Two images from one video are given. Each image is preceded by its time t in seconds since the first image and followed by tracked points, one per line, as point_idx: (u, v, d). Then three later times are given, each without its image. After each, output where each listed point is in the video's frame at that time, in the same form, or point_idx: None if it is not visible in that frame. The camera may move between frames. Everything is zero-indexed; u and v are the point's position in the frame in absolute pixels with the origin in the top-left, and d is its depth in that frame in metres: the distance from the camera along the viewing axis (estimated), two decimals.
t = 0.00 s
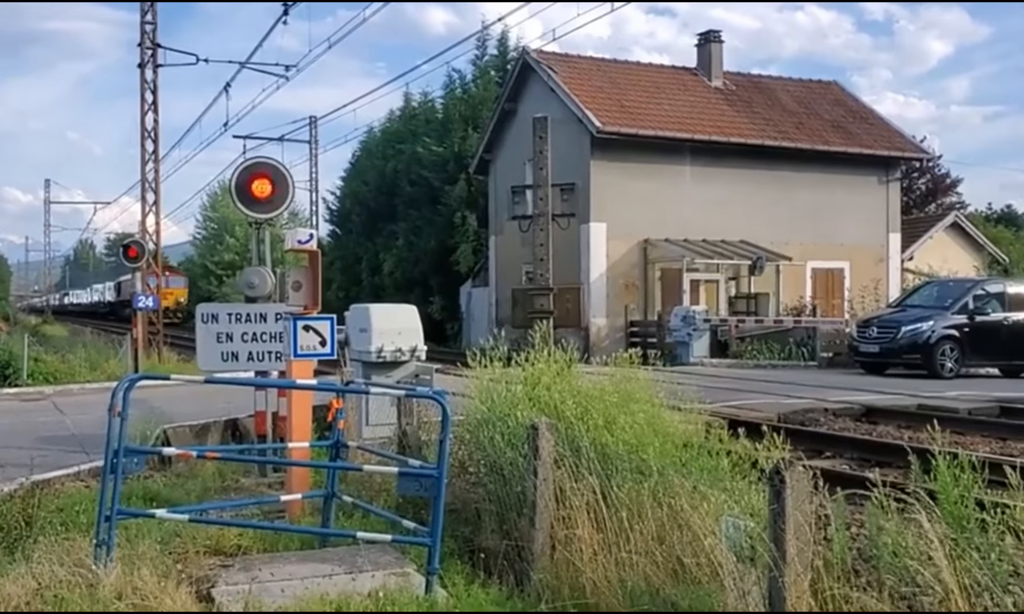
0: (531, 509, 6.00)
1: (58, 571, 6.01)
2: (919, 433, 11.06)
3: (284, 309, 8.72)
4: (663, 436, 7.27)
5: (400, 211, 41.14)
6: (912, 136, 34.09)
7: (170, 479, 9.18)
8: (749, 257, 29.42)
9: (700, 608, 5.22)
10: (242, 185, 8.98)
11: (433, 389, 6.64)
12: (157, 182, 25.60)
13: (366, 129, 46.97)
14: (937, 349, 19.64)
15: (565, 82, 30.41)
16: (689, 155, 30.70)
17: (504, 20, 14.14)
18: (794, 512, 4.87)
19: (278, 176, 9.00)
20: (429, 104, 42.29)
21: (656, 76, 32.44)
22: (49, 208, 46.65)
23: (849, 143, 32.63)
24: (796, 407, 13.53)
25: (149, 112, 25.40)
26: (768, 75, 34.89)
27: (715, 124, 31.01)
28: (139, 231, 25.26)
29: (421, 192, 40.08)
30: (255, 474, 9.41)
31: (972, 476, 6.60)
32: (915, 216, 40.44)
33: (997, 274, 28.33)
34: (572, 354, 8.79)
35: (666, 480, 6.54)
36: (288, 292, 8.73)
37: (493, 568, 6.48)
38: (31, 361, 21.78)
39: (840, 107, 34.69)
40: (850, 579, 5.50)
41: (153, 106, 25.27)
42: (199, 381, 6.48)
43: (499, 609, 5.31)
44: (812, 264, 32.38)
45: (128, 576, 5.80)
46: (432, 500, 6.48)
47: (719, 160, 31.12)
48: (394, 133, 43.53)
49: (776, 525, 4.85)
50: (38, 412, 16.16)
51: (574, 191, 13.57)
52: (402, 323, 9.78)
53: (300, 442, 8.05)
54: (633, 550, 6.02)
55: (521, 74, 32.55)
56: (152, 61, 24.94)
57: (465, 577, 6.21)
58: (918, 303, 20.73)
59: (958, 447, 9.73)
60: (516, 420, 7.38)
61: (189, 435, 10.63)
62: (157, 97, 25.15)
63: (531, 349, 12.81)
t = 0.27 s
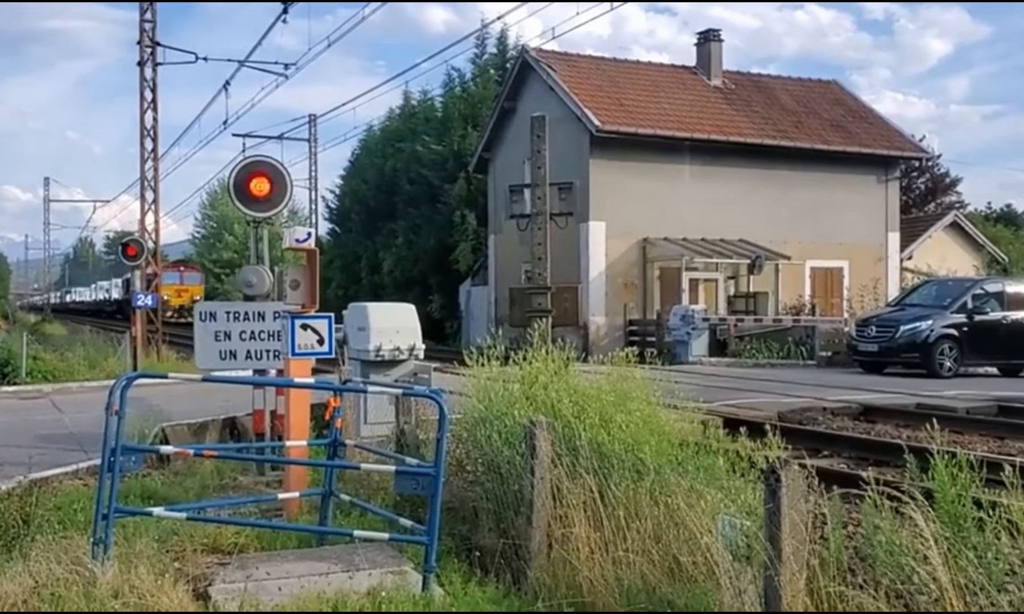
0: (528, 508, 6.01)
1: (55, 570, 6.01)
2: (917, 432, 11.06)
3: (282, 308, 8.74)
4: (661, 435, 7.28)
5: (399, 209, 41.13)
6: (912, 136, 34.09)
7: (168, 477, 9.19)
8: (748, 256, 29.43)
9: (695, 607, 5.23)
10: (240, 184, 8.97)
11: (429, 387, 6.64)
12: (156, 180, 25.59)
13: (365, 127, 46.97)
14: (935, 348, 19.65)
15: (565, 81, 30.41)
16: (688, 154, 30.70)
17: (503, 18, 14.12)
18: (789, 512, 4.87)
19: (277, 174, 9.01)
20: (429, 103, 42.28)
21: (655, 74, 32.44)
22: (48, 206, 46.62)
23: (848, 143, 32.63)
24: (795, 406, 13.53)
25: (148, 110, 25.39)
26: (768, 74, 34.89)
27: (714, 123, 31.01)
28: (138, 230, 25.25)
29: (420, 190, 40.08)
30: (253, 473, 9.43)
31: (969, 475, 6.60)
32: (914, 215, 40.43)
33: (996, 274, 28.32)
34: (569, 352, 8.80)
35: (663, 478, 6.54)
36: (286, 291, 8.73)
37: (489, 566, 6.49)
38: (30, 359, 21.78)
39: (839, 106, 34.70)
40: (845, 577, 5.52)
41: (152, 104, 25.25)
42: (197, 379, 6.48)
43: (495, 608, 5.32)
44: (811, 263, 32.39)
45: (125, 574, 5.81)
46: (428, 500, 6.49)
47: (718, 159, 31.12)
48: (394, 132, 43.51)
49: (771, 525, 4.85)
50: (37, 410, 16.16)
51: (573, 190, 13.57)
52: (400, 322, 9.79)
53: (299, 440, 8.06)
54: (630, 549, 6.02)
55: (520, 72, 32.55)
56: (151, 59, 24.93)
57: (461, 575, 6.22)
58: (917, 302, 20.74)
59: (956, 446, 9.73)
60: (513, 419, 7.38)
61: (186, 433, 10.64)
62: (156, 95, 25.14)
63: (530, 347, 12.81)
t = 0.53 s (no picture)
0: (533, 508, 6.02)
1: (60, 568, 6.02)
2: (921, 434, 11.06)
3: (286, 307, 8.69)
4: (665, 436, 7.28)
5: (401, 209, 41.13)
6: (915, 137, 34.07)
7: (172, 476, 9.19)
8: (750, 257, 29.42)
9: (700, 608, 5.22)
10: (243, 182, 8.99)
11: (434, 388, 6.64)
12: (159, 179, 25.60)
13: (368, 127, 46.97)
14: (938, 349, 19.64)
15: (568, 81, 30.41)
16: (691, 154, 30.70)
17: (507, 17, 14.10)
18: (795, 513, 4.87)
19: (280, 174, 8.98)
20: (431, 102, 42.29)
21: (659, 75, 32.44)
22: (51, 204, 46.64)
23: (851, 144, 32.61)
24: (797, 407, 13.52)
25: (151, 108, 25.39)
26: (771, 75, 34.88)
27: (717, 124, 31.00)
28: (140, 228, 25.26)
29: (423, 190, 40.09)
30: (257, 472, 9.43)
31: (974, 477, 6.60)
32: (916, 216, 40.41)
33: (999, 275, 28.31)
34: (573, 353, 8.80)
35: (667, 480, 6.54)
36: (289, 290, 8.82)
37: (494, 566, 6.49)
38: (32, 357, 21.78)
39: (842, 107, 34.68)
40: (850, 579, 5.52)
41: (155, 103, 25.26)
42: (202, 378, 6.48)
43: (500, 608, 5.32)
44: (814, 264, 32.38)
45: (130, 573, 5.81)
46: (433, 500, 6.49)
47: (720, 160, 31.11)
48: (396, 131, 43.51)
49: (777, 526, 4.86)
50: (39, 408, 16.17)
51: (576, 191, 13.57)
52: (403, 322, 9.78)
53: (302, 440, 8.07)
54: (635, 550, 6.02)
55: (523, 72, 32.55)
56: (154, 57, 24.93)
57: (466, 576, 6.22)
58: (920, 303, 20.73)
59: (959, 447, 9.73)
60: (518, 420, 7.39)
61: (190, 432, 10.64)
62: (159, 94, 25.14)
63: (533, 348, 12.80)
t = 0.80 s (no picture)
0: (530, 507, 6.03)
1: (57, 565, 6.02)
2: (919, 434, 11.06)
3: (285, 306, 8.70)
4: (663, 437, 7.28)
5: (401, 207, 41.12)
6: (915, 137, 34.07)
7: (170, 474, 9.20)
8: (750, 257, 29.42)
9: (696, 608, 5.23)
10: (242, 181, 8.99)
11: (431, 387, 6.65)
12: (159, 176, 25.60)
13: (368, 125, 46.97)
14: (937, 350, 19.64)
15: (568, 80, 30.41)
16: (692, 154, 30.69)
17: (507, 16, 14.10)
18: (790, 514, 4.88)
19: (280, 172, 9.00)
20: (432, 100, 42.29)
21: (659, 74, 32.43)
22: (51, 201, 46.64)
23: (851, 144, 32.61)
24: (795, 407, 13.53)
25: (151, 105, 25.40)
26: (771, 75, 34.87)
27: (718, 123, 31.00)
28: (140, 225, 25.26)
29: (423, 188, 40.08)
30: (255, 470, 9.44)
31: (971, 479, 6.61)
32: (917, 217, 40.41)
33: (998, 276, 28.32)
34: (572, 352, 8.80)
35: (664, 480, 6.54)
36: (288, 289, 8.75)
37: (491, 566, 6.50)
38: (32, 354, 21.78)
39: (843, 107, 34.68)
40: (846, 580, 5.52)
41: (156, 100, 25.26)
42: (200, 377, 6.48)
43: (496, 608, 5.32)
44: (814, 264, 32.37)
45: (127, 570, 5.82)
46: (429, 499, 6.50)
47: (721, 159, 31.10)
48: (397, 129, 43.50)
49: (773, 526, 4.85)
50: (39, 405, 16.17)
51: (575, 190, 13.56)
52: (402, 320, 9.78)
53: (300, 438, 8.08)
54: (631, 549, 6.03)
55: (524, 71, 32.54)
56: (155, 55, 24.93)
57: (462, 575, 6.22)
58: (919, 304, 20.74)
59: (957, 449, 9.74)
60: (515, 419, 7.39)
61: (188, 430, 10.65)
62: (159, 91, 25.14)
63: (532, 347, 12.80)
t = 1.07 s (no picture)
0: (523, 507, 6.06)
1: (51, 562, 6.04)
2: (913, 435, 11.09)
3: (281, 304, 8.74)
4: (657, 437, 7.31)
5: (399, 205, 41.13)
6: (913, 138, 34.10)
7: (165, 472, 9.22)
8: (747, 257, 29.45)
9: (686, 608, 5.24)
10: (239, 178, 9.00)
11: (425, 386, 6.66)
12: (156, 174, 25.60)
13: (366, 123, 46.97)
14: (933, 350, 19.67)
15: (566, 79, 30.44)
16: (689, 154, 30.72)
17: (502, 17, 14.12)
18: (780, 514, 4.90)
19: (276, 170, 9.02)
20: (430, 99, 42.33)
21: (657, 74, 32.45)
22: (49, 199, 46.62)
23: (849, 144, 32.64)
24: (790, 407, 13.55)
25: (149, 103, 25.40)
26: (769, 75, 34.90)
27: (715, 123, 31.03)
28: (138, 223, 25.26)
29: (421, 186, 40.10)
30: (249, 468, 9.45)
31: (963, 479, 6.63)
32: (914, 217, 40.47)
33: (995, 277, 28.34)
34: (567, 352, 8.83)
35: (657, 479, 6.56)
36: (283, 286, 8.93)
37: (484, 564, 6.52)
38: (29, 352, 21.78)
39: (841, 107, 34.72)
40: (836, 580, 5.54)
41: (154, 98, 25.26)
42: (194, 374, 6.49)
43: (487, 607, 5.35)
44: (811, 264, 32.41)
45: (121, 568, 5.83)
46: (423, 499, 6.52)
47: (718, 159, 31.13)
48: (395, 128, 43.52)
49: (762, 527, 4.87)
50: (35, 402, 16.19)
51: (571, 191, 13.58)
52: (397, 319, 9.82)
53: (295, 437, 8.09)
54: (623, 549, 6.04)
55: (522, 70, 32.57)
56: (153, 53, 24.93)
57: (455, 574, 6.24)
58: (915, 304, 20.77)
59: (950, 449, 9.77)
60: (509, 418, 7.42)
61: (183, 429, 10.66)
62: (157, 89, 25.14)
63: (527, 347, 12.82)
